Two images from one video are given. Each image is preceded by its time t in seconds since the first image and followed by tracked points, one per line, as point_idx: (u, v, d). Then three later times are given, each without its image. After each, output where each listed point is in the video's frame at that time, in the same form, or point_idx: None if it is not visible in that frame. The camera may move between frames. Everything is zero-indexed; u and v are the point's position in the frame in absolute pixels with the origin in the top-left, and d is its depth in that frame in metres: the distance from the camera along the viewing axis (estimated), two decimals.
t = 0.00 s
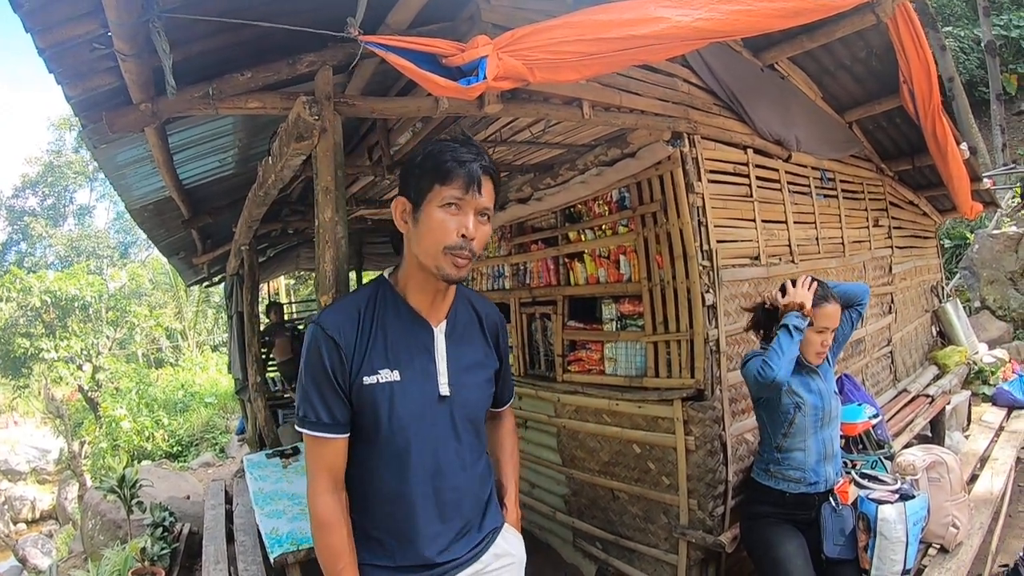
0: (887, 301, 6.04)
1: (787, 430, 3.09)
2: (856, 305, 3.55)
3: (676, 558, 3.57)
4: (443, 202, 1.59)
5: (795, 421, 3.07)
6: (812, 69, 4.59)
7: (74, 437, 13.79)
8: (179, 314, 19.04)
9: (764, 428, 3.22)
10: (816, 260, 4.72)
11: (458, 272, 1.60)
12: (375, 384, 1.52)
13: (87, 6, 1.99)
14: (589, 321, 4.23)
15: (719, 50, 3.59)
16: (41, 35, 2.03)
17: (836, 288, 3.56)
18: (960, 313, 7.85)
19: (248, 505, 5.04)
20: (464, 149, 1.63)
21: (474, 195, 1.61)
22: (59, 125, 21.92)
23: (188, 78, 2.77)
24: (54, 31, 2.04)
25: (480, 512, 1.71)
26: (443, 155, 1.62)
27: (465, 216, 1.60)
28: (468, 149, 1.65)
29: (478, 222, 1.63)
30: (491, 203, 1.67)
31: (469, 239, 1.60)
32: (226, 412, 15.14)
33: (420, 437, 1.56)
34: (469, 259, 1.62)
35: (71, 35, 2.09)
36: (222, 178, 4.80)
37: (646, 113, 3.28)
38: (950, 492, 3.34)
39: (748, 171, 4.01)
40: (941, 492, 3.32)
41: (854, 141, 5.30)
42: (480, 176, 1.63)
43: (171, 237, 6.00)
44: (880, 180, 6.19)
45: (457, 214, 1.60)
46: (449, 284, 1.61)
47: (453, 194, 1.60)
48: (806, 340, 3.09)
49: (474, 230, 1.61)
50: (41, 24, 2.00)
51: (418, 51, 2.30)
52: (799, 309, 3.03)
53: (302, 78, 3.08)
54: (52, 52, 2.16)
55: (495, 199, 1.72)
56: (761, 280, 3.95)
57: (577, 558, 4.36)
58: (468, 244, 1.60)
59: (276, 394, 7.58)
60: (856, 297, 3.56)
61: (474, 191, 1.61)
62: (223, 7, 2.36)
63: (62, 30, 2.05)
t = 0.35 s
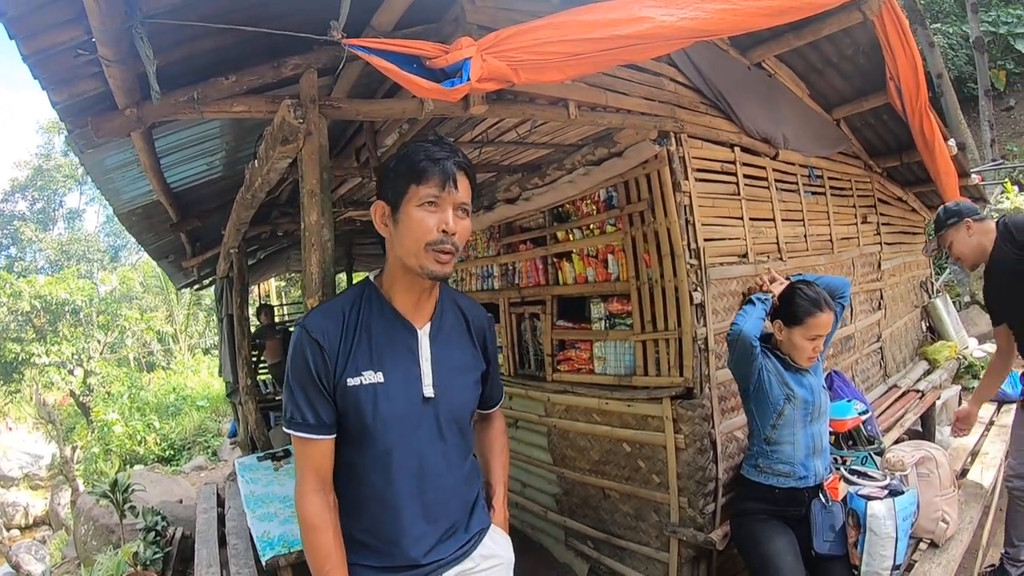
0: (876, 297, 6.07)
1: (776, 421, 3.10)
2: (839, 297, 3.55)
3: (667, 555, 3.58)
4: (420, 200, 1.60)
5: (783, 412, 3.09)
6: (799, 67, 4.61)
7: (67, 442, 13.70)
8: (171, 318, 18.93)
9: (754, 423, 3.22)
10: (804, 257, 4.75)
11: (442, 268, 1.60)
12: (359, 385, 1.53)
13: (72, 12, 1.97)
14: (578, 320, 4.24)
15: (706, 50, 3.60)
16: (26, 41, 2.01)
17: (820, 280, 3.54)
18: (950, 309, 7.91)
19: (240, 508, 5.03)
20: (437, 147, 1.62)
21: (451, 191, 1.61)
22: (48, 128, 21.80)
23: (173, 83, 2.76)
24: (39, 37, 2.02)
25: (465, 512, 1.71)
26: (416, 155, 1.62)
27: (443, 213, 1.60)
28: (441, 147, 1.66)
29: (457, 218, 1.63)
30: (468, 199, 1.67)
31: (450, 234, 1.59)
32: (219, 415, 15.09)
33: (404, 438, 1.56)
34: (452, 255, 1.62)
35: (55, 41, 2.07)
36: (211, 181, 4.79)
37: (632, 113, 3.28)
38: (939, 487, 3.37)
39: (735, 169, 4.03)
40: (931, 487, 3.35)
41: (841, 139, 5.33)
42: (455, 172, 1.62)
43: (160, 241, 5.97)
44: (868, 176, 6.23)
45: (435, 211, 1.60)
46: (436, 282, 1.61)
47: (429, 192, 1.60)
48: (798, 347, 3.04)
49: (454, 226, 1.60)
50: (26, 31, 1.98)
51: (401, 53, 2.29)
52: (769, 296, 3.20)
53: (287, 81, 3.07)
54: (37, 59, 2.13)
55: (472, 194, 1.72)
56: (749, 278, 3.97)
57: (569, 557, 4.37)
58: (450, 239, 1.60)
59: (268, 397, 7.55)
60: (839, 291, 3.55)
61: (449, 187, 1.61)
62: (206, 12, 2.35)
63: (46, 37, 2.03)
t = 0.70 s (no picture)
0: (867, 294, 6.10)
1: (765, 419, 3.12)
2: (834, 295, 3.57)
3: (660, 554, 3.60)
4: (343, 205, 1.62)
5: (774, 411, 3.10)
6: (788, 66, 4.63)
7: (59, 447, 13.60)
8: (163, 321, 18.83)
9: (744, 420, 3.23)
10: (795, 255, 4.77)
11: (378, 266, 1.60)
12: (318, 400, 1.54)
13: (59, 16, 1.95)
14: (570, 319, 4.25)
15: (695, 49, 3.61)
16: (13, 47, 2.00)
17: (817, 276, 3.56)
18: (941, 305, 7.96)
19: (233, 511, 5.01)
20: (352, 148, 1.66)
21: (370, 188, 1.62)
22: (38, 131, 21.65)
23: (160, 86, 2.74)
24: (26, 42, 2.01)
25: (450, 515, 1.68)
26: (334, 161, 1.65)
27: (368, 212, 1.61)
28: (360, 147, 1.67)
29: (385, 214, 1.63)
30: (395, 193, 1.66)
31: (376, 231, 1.60)
32: (213, 418, 15.04)
33: (370, 446, 1.55)
34: (386, 251, 1.61)
35: (42, 46, 2.05)
36: (201, 184, 4.76)
37: (622, 113, 3.29)
38: (930, 483, 3.38)
39: (724, 168, 4.04)
40: (922, 483, 3.37)
41: (830, 137, 5.36)
42: (370, 169, 1.63)
43: (150, 244, 5.94)
44: (857, 174, 6.26)
45: (359, 212, 1.62)
46: (378, 282, 1.62)
47: (350, 194, 1.63)
48: (792, 343, 3.03)
49: (381, 223, 1.60)
50: (13, 36, 1.97)
51: (390, 55, 2.29)
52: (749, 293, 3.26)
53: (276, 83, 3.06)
54: (25, 64, 2.12)
55: (402, 188, 1.71)
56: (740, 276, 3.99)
57: (563, 556, 4.38)
58: (378, 236, 1.60)
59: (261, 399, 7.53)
60: (835, 287, 3.57)
61: (368, 185, 1.62)
62: (195, 15, 2.34)
63: (33, 42, 2.02)
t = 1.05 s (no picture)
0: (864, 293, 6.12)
1: (764, 415, 3.13)
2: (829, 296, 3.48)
3: (658, 552, 3.61)
4: (300, 208, 1.61)
5: (771, 407, 3.10)
6: (785, 65, 4.64)
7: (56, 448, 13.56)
8: (161, 321, 18.80)
9: (743, 418, 3.24)
10: (792, 254, 4.78)
11: (337, 267, 1.58)
12: (289, 410, 1.55)
13: (60, 15, 1.95)
14: (568, 319, 4.26)
15: (694, 49, 3.62)
16: (14, 45, 2.00)
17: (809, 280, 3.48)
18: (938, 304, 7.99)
19: (232, 511, 5.01)
20: (309, 149, 1.64)
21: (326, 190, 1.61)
22: (35, 131, 21.59)
23: (160, 85, 2.74)
24: (27, 40, 2.01)
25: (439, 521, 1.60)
26: (293, 164, 1.64)
27: (324, 214, 1.60)
28: (315, 148, 1.66)
29: (342, 216, 1.62)
30: (351, 192, 1.65)
31: (333, 232, 1.58)
32: (211, 419, 15.03)
33: (342, 452, 1.53)
34: (345, 252, 1.60)
35: (43, 44, 2.05)
36: (199, 183, 4.76)
37: (620, 112, 3.29)
38: (928, 481, 3.39)
39: (722, 167, 4.05)
40: (919, 481, 3.38)
41: (827, 137, 5.39)
42: (325, 169, 1.62)
43: (148, 244, 5.93)
44: (854, 174, 6.28)
45: (316, 214, 1.60)
46: (339, 283, 1.60)
47: (307, 195, 1.62)
48: (791, 346, 3.05)
49: (337, 224, 1.59)
50: (14, 34, 1.97)
51: (390, 54, 2.29)
52: (740, 280, 3.34)
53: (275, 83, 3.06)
54: (25, 62, 2.12)
55: (362, 191, 1.70)
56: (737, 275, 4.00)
57: (562, 555, 4.39)
58: (335, 237, 1.58)
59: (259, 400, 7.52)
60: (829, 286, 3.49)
61: (323, 186, 1.61)
62: (195, 14, 2.34)
63: (34, 40, 2.02)
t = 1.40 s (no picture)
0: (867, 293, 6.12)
1: (766, 415, 3.12)
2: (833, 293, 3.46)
3: (661, 551, 3.61)
4: (315, 206, 1.61)
5: (775, 407, 3.10)
6: (789, 65, 4.64)
7: (59, 445, 13.58)
8: (163, 319, 18.83)
9: (746, 417, 3.23)
10: (796, 254, 4.78)
11: (344, 265, 1.60)
12: (286, 409, 1.55)
13: (68, 10, 1.96)
14: (571, 317, 4.26)
15: (698, 48, 3.62)
16: (21, 40, 2.00)
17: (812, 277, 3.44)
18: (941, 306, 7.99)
19: (235, 508, 5.02)
20: (330, 153, 1.66)
21: (344, 193, 1.63)
22: (37, 129, 21.61)
23: (166, 82, 2.74)
24: (34, 36, 2.01)
25: (436, 523, 1.59)
26: (310, 163, 1.65)
27: (338, 215, 1.61)
28: (334, 152, 1.67)
29: (355, 219, 1.63)
30: (365, 199, 1.67)
31: (345, 233, 1.59)
32: (213, 417, 15.06)
33: (339, 453, 1.53)
34: (353, 252, 1.61)
35: (51, 40, 2.05)
36: (204, 180, 4.77)
37: (625, 111, 3.30)
38: (930, 479, 3.40)
39: (726, 166, 4.05)
40: (921, 480, 3.39)
41: (831, 136, 5.39)
42: (344, 173, 1.64)
43: (152, 241, 5.94)
44: (858, 173, 6.28)
45: (330, 214, 1.61)
46: (342, 281, 1.61)
47: (323, 196, 1.62)
48: (799, 346, 3.06)
49: (350, 226, 1.60)
50: (22, 30, 1.97)
51: (396, 51, 2.29)
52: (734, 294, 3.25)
53: (281, 80, 3.07)
54: (33, 58, 2.12)
55: (374, 196, 1.72)
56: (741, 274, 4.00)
57: (565, 554, 4.39)
58: (347, 238, 1.60)
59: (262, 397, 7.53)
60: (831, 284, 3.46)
61: (341, 190, 1.62)
62: (202, 11, 2.34)
63: (42, 36, 2.02)
